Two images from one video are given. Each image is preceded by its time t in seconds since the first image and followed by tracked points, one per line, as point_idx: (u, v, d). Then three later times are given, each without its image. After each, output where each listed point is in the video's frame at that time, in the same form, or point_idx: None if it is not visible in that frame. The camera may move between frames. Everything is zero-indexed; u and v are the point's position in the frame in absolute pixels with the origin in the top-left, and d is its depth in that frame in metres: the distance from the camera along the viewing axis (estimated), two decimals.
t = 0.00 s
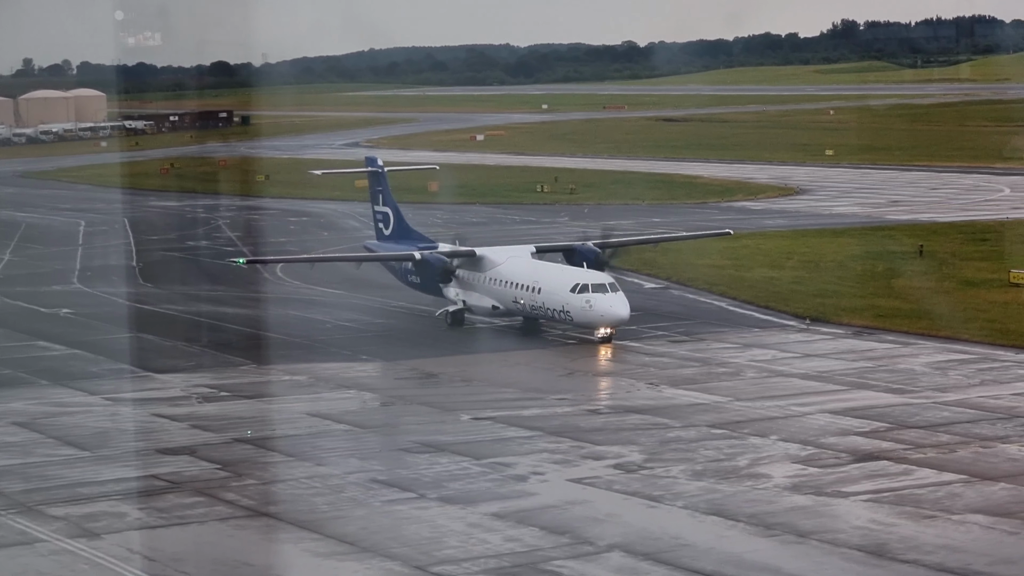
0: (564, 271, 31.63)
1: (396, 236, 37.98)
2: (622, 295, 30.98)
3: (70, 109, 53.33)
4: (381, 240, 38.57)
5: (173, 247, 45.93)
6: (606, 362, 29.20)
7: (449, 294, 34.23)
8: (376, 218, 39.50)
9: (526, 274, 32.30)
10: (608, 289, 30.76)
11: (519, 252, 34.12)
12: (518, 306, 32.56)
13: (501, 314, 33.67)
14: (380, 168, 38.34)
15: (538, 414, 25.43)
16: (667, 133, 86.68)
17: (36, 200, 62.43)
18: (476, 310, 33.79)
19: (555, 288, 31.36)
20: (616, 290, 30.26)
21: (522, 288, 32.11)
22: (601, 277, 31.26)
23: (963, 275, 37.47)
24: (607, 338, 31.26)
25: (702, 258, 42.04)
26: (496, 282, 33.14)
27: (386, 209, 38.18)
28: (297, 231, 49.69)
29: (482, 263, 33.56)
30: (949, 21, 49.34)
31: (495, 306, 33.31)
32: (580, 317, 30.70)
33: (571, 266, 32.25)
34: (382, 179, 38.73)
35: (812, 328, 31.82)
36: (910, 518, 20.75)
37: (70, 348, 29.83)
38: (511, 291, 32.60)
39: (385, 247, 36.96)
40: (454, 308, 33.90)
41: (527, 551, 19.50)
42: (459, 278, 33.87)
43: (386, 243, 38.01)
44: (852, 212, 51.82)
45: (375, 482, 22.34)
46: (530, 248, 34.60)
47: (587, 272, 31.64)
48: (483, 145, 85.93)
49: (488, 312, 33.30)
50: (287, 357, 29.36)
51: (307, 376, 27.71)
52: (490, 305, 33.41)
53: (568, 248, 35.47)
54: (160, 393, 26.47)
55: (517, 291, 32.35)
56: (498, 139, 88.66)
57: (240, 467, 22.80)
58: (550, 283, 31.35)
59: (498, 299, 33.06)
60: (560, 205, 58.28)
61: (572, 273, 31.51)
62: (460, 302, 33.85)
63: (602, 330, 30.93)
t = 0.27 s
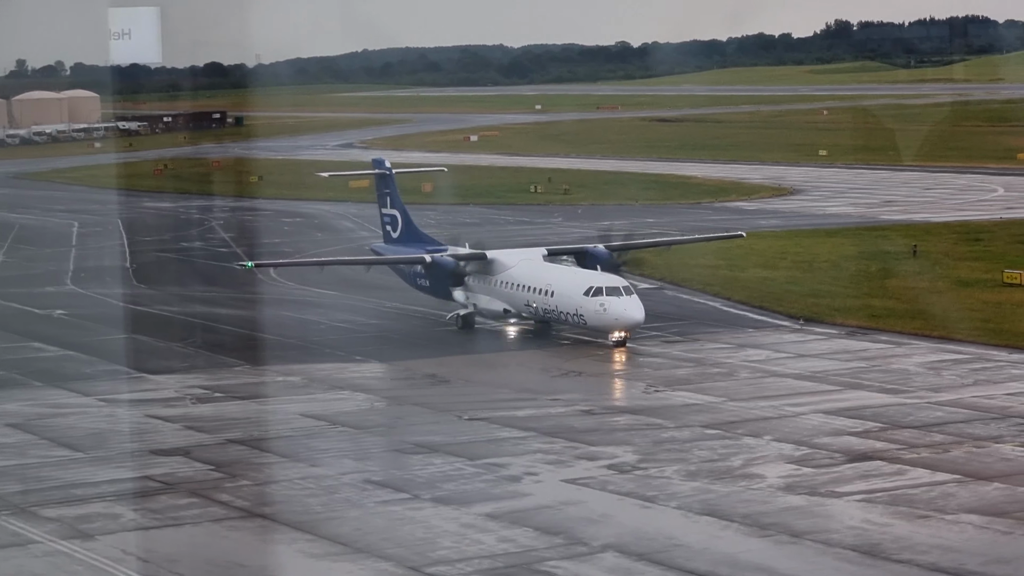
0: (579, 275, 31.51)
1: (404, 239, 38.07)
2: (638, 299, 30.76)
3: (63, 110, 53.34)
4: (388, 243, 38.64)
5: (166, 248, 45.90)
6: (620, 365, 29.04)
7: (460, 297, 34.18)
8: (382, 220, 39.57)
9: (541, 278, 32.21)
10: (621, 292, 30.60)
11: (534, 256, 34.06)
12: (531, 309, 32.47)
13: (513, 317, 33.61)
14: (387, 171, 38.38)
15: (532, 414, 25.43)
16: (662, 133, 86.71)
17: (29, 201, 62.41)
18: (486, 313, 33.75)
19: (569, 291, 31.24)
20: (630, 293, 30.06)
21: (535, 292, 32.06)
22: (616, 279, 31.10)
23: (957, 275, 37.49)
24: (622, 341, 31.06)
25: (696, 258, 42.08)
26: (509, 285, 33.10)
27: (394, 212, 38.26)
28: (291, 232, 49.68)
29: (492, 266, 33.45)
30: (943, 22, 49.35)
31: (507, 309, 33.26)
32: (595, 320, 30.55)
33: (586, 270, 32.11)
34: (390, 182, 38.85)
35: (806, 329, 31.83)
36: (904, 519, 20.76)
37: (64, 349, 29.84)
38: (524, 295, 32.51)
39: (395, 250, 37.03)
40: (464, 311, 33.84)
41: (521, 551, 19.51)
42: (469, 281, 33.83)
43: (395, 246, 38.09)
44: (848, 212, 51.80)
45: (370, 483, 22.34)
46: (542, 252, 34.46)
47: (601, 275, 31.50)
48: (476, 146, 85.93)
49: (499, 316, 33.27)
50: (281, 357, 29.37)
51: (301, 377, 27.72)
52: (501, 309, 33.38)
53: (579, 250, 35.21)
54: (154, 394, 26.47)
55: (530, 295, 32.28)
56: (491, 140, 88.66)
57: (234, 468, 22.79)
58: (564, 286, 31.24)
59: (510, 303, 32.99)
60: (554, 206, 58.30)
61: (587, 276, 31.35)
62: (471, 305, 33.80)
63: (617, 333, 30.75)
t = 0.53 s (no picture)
0: (585, 275, 30.95)
1: (405, 239, 37.94)
2: (645, 300, 30.13)
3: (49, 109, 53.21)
4: (388, 243, 38.51)
5: (153, 247, 45.84)
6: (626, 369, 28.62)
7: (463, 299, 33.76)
8: (382, 220, 39.43)
9: (547, 279, 31.66)
10: (628, 293, 30.00)
11: (540, 257, 33.52)
12: (536, 311, 31.92)
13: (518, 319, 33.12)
14: (387, 170, 38.23)
15: (518, 413, 25.43)
16: (649, 131, 86.75)
17: (16, 201, 62.27)
18: (490, 315, 33.27)
19: (576, 292, 30.66)
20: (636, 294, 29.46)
21: (540, 293, 31.53)
22: (623, 280, 30.50)
23: (942, 273, 37.54)
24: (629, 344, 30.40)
25: (681, 257, 42.10)
26: (513, 286, 32.60)
27: (395, 212, 38.11)
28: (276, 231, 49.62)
29: (497, 266, 33.10)
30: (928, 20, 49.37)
31: (511, 311, 32.75)
32: (600, 321, 29.97)
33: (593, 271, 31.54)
34: (392, 182, 38.78)
35: (792, 327, 31.85)
36: (889, 517, 20.77)
37: (50, 348, 29.79)
38: (530, 296, 31.96)
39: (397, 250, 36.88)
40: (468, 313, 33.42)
41: (507, 550, 19.51)
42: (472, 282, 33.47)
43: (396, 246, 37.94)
44: (832, 210, 51.80)
45: (356, 482, 22.34)
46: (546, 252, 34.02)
47: (607, 276, 30.92)
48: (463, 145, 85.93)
49: (503, 317, 32.78)
50: (267, 356, 29.36)
51: (287, 376, 27.71)
52: (505, 310, 32.90)
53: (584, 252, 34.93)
54: (140, 393, 26.44)
55: (535, 296, 31.77)
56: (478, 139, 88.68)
57: (220, 467, 22.78)
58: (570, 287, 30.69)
59: (514, 304, 32.47)
60: (539, 204, 58.31)
61: (594, 277, 30.76)
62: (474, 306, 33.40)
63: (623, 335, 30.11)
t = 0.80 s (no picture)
0: (590, 277, 30.61)
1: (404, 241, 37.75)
2: (652, 303, 29.83)
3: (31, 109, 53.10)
4: (387, 245, 38.37)
5: (137, 248, 45.73)
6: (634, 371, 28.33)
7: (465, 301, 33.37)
8: (381, 223, 39.22)
9: (551, 281, 31.31)
10: (634, 295, 29.68)
11: (542, 259, 33.22)
12: (540, 313, 31.56)
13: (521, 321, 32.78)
14: (387, 171, 38.04)
15: (502, 412, 25.43)
16: (634, 128, 86.75)
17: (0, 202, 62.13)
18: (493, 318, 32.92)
19: (581, 294, 30.32)
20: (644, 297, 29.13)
21: (544, 295, 31.17)
22: (629, 282, 30.18)
23: (926, 271, 37.58)
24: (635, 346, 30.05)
25: (666, 255, 42.08)
26: (516, 288, 32.28)
27: (394, 213, 37.91)
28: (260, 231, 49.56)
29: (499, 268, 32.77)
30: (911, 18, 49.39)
31: (514, 314, 32.37)
32: (607, 324, 29.62)
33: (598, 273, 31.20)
34: (391, 183, 38.64)
35: (776, 326, 31.89)
36: (874, 515, 20.80)
37: (33, 349, 29.75)
38: (533, 298, 31.61)
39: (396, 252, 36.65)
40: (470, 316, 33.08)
41: (491, 549, 19.51)
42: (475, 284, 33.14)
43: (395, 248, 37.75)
44: (815, 209, 51.81)
45: (340, 481, 22.33)
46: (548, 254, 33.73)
47: (613, 278, 30.60)
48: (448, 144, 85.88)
49: (506, 319, 32.41)
50: (251, 356, 29.34)
51: (271, 376, 27.70)
52: (508, 313, 32.53)
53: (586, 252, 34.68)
54: (124, 393, 26.41)
55: (539, 298, 31.42)
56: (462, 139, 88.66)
57: (205, 467, 22.76)
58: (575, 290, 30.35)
59: (517, 306, 32.11)
60: (522, 203, 58.31)
61: (600, 279, 30.44)
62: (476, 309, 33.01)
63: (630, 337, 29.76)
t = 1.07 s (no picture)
0: (596, 281, 30.49)
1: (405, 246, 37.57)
2: (659, 306, 29.70)
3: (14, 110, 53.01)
4: (387, 250, 38.25)
5: (121, 250, 45.68)
6: (641, 374, 28.12)
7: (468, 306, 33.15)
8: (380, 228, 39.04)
9: (556, 285, 31.16)
10: (641, 299, 29.58)
11: (545, 262, 33.08)
12: (545, 317, 31.39)
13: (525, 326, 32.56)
14: (386, 175, 37.89)
15: (487, 413, 25.45)
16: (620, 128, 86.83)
17: None
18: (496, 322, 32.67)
19: (587, 298, 30.19)
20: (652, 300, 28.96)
21: (549, 300, 31.02)
22: (635, 286, 30.08)
23: (909, 271, 37.66)
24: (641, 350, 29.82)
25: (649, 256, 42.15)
26: (520, 292, 32.11)
27: (394, 217, 37.75)
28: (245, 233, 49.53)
29: (502, 272, 32.55)
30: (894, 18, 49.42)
31: (518, 318, 32.18)
32: (614, 328, 29.49)
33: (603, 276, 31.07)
34: (390, 187, 38.50)
35: (759, 327, 31.96)
36: (857, 515, 20.84)
37: (17, 351, 29.73)
38: (538, 302, 31.45)
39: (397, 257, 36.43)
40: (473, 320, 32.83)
41: (476, 550, 19.53)
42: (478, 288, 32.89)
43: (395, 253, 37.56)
44: (798, 210, 51.86)
45: (325, 483, 22.34)
46: (550, 258, 33.62)
47: (618, 281, 30.49)
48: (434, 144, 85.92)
49: (509, 324, 32.22)
50: (235, 358, 29.36)
51: (255, 377, 27.70)
52: (512, 317, 32.29)
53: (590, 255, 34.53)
54: (108, 395, 26.40)
55: (544, 302, 31.26)
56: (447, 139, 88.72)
57: (189, 469, 22.76)
58: (581, 293, 30.20)
59: (522, 311, 31.94)
60: (505, 204, 58.35)
61: (605, 283, 30.32)
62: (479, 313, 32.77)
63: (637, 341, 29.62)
